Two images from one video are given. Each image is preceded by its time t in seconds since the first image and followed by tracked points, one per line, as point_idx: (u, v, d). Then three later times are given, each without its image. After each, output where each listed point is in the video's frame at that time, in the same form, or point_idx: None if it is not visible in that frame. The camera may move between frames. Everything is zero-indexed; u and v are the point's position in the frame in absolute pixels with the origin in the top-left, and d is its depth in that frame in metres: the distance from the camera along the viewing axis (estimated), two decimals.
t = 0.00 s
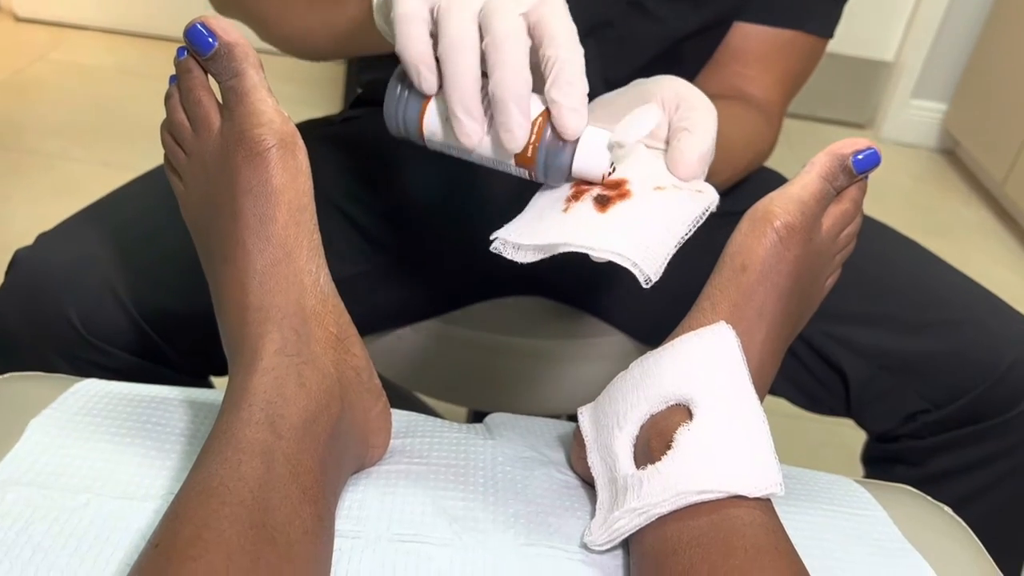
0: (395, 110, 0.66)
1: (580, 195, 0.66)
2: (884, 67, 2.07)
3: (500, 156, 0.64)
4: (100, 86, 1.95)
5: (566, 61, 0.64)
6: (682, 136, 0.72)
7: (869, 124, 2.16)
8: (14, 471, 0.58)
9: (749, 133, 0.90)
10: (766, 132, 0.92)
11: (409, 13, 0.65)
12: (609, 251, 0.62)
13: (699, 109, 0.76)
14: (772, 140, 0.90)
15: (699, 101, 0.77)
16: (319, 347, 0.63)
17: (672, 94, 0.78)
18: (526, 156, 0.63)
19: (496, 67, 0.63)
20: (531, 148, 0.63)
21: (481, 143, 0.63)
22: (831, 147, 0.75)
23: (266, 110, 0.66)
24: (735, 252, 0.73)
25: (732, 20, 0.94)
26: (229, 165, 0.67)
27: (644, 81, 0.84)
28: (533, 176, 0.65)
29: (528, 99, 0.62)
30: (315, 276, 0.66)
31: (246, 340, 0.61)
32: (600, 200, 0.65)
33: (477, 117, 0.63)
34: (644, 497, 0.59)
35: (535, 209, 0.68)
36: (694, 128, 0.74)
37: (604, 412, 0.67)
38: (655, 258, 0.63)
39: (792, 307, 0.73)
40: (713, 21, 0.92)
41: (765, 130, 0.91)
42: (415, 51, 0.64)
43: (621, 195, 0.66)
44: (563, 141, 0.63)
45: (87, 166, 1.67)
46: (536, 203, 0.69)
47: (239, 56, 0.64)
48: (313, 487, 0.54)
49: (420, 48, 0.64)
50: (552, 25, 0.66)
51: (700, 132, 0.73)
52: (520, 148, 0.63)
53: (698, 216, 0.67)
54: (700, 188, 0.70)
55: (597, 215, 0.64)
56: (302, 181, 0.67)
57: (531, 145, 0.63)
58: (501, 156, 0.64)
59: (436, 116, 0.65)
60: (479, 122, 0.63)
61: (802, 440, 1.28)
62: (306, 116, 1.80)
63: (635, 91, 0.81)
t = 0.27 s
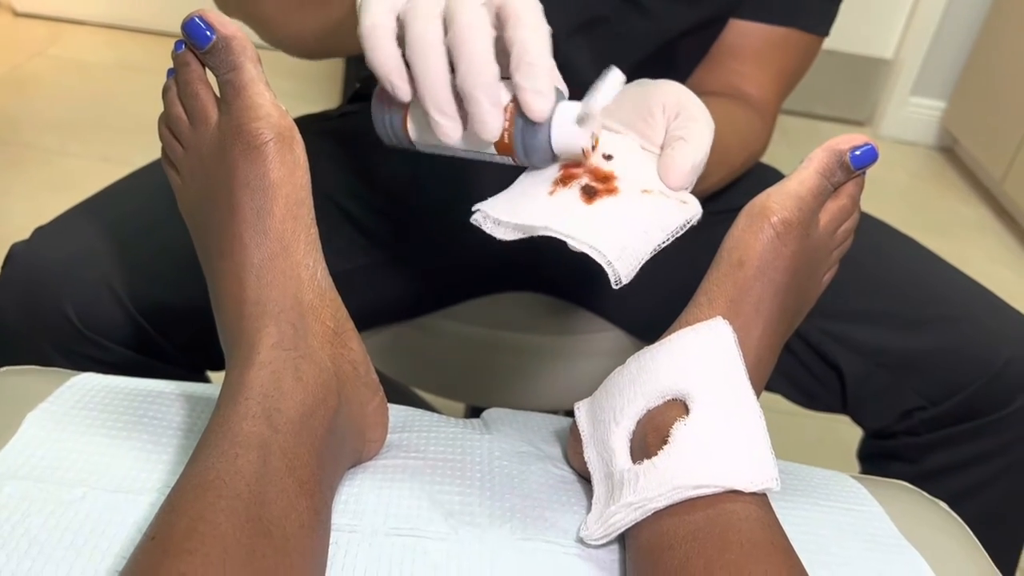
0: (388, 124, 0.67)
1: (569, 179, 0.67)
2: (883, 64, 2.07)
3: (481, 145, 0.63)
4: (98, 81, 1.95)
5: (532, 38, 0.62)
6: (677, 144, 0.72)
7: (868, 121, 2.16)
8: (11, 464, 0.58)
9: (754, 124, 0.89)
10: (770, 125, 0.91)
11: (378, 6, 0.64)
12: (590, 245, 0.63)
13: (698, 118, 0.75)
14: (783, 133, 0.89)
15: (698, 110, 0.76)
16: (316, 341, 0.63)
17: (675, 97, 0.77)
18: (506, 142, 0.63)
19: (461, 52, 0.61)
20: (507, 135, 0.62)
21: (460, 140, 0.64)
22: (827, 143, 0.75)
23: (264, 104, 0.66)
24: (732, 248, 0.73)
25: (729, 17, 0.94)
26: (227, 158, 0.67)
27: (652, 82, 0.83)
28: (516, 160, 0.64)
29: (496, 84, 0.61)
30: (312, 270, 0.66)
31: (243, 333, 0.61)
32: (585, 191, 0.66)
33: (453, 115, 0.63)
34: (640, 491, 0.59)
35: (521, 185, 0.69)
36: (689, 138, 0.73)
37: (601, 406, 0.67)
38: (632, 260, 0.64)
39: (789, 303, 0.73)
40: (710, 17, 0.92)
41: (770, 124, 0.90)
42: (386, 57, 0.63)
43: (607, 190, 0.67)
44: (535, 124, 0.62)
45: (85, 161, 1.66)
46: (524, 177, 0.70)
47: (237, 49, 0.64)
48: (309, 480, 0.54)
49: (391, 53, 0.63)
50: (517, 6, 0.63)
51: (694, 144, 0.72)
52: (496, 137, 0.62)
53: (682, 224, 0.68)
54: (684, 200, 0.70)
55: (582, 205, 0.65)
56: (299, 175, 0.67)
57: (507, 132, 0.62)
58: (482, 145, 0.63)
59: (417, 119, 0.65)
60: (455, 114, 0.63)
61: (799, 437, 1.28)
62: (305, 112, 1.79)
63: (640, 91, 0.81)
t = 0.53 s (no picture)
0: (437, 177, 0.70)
1: (567, 183, 0.70)
2: (881, 63, 2.07)
3: (482, 151, 0.62)
4: (97, 78, 1.94)
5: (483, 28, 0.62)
6: (676, 156, 0.72)
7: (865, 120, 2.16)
8: (9, 459, 0.58)
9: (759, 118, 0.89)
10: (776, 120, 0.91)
11: (369, 62, 0.67)
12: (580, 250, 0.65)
13: (698, 128, 0.75)
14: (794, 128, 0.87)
15: (699, 118, 0.76)
16: (314, 338, 0.63)
17: (676, 104, 0.77)
18: (490, 135, 0.61)
19: (427, 61, 0.62)
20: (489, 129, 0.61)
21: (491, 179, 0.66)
22: (823, 141, 0.75)
23: (263, 100, 0.66)
24: (728, 246, 0.73)
25: (727, 16, 0.94)
26: (225, 155, 0.67)
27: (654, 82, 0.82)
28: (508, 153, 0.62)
29: (468, 91, 0.62)
30: (310, 267, 0.66)
31: (241, 329, 0.62)
32: (581, 197, 0.69)
33: (448, 136, 0.65)
34: (635, 488, 0.59)
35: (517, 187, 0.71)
36: (689, 148, 0.73)
37: (597, 403, 0.68)
38: (622, 267, 0.65)
39: (785, 300, 0.73)
40: (708, 16, 0.92)
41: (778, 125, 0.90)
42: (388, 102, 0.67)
43: (602, 196, 0.69)
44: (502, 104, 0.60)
45: (84, 158, 1.66)
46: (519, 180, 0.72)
47: (236, 46, 0.64)
48: (306, 476, 0.54)
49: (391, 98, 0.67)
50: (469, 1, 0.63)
51: (694, 155, 0.73)
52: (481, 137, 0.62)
53: (677, 234, 0.68)
54: (680, 210, 0.70)
55: (576, 209, 0.68)
56: (297, 172, 0.67)
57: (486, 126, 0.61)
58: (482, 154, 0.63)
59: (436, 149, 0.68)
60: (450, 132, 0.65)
61: (795, 435, 1.29)
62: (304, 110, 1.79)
63: (642, 93, 0.80)
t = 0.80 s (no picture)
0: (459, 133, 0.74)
1: (566, 189, 0.70)
2: (880, 61, 2.08)
3: (503, 91, 0.64)
4: (97, 75, 1.94)
5: None
6: (675, 159, 0.73)
7: (864, 119, 2.16)
8: (9, 455, 0.58)
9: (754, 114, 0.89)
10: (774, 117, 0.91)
11: None
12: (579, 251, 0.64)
13: (696, 131, 0.75)
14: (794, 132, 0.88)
15: (698, 120, 0.76)
16: (315, 333, 0.63)
17: (675, 106, 0.77)
18: (514, 69, 0.63)
19: None
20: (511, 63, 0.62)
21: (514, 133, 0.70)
22: (823, 138, 0.75)
23: (264, 96, 0.66)
24: (728, 243, 0.73)
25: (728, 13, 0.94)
26: (226, 149, 0.67)
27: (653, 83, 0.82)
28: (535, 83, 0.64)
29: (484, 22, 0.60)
30: (310, 263, 0.66)
31: (242, 324, 0.62)
32: (580, 202, 0.69)
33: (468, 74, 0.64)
34: (635, 484, 0.59)
35: (513, 188, 0.70)
36: (688, 151, 0.74)
37: (596, 399, 0.68)
38: (620, 270, 0.64)
39: (784, 297, 0.73)
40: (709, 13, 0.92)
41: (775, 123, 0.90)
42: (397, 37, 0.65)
43: (602, 202, 0.69)
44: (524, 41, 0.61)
45: (83, 155, 1.66)
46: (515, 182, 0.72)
47: (237, 41, 0.64)
48: (307, 471, 0.54)
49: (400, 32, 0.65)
50: None
51: (692, 158, 0.73)
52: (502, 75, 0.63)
53: (675, 240, 0.69)
54: (678, 214, 0.71)
55: (575, 213, 0.68)
56: (298, 167, 0.67)
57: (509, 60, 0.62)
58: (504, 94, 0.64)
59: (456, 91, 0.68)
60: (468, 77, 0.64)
61: (793, 433, 1.29)
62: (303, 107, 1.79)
63: (642, 94, 0.80)
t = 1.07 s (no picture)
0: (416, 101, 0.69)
1: (586, 172, 0.69)
2: (880, 60, 2.07)
3: (509, 91, 0.64)
4: (93, 71, 1.93)
5: None
6: (692, 122, 0.71)
7: (863, 118, 2.16)
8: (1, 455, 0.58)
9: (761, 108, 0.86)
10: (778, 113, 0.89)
11: None
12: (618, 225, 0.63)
13: (709, 93, 0.74)
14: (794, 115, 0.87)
15: (708, 83, 0.75)
16: (310, 333, 0.63)
17: (681, 74, 0.75)
18: (535, 75, 0.62)
19: None
20: (535, 67, 0.62)
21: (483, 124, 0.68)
22: (823, 137, 0.74)
23: (258, 93, 0.66)
24: (727, 242, 0.73)
25: (728, 10, 0.93)
26: (220, 147, 0.67)
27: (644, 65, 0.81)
28: (546, 92, 0.63)
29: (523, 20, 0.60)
30: (306, 262, 0.66)
31: (236, 323, 0.61)
32: (604, 179, 0.67)
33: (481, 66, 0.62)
34: (632, 485, 0.59)
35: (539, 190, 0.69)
36: (705, 112, 0.72)
37: (594, 400, 0.67)
38: (660, 236, 0.64)
39: (784, 298, 0.73)
40: (709, 10, 0.91)
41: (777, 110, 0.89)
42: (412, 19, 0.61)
43: (625, 174, 0.68)
44: (562, 47, 0.61)
45: (79, 152, 1.65)
46: (536, 184, 0.71)
47: (231, 38, 0.64)
48: (301, 473, 0.54)
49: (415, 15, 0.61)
50: None
51: (711, 119, 0.72)
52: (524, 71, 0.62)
53: (705, 197, 0.68)
54: (703, 172, 0.71)
55: (601, 190, 0.67)
56: (293, 166, 0.66)
57: (535, 64, 0.62)
58: (514, 91, 0.64)
59: (450, 89, 0.66)
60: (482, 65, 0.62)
61: (791, 434, 1.28)
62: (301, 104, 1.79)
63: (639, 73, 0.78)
